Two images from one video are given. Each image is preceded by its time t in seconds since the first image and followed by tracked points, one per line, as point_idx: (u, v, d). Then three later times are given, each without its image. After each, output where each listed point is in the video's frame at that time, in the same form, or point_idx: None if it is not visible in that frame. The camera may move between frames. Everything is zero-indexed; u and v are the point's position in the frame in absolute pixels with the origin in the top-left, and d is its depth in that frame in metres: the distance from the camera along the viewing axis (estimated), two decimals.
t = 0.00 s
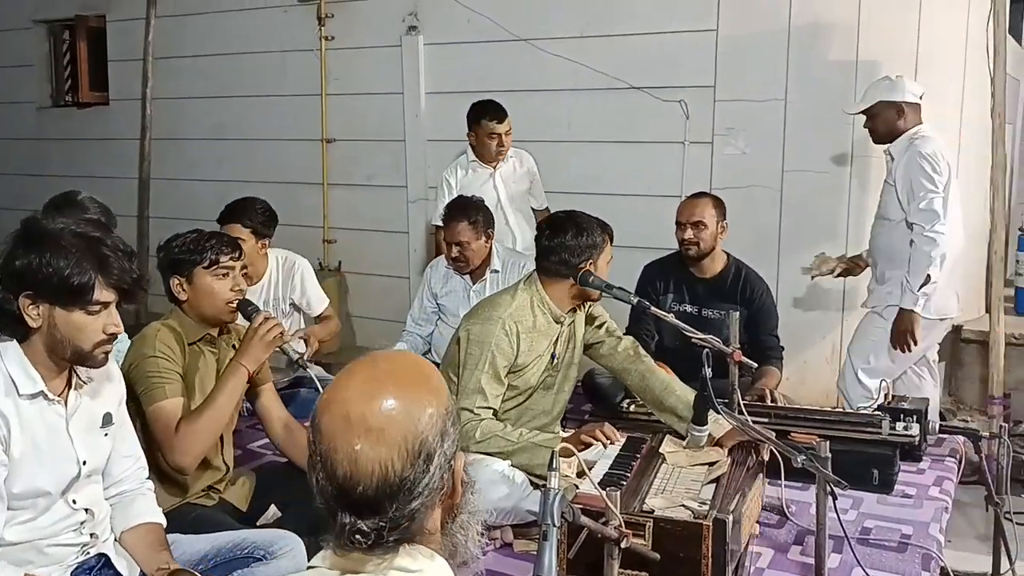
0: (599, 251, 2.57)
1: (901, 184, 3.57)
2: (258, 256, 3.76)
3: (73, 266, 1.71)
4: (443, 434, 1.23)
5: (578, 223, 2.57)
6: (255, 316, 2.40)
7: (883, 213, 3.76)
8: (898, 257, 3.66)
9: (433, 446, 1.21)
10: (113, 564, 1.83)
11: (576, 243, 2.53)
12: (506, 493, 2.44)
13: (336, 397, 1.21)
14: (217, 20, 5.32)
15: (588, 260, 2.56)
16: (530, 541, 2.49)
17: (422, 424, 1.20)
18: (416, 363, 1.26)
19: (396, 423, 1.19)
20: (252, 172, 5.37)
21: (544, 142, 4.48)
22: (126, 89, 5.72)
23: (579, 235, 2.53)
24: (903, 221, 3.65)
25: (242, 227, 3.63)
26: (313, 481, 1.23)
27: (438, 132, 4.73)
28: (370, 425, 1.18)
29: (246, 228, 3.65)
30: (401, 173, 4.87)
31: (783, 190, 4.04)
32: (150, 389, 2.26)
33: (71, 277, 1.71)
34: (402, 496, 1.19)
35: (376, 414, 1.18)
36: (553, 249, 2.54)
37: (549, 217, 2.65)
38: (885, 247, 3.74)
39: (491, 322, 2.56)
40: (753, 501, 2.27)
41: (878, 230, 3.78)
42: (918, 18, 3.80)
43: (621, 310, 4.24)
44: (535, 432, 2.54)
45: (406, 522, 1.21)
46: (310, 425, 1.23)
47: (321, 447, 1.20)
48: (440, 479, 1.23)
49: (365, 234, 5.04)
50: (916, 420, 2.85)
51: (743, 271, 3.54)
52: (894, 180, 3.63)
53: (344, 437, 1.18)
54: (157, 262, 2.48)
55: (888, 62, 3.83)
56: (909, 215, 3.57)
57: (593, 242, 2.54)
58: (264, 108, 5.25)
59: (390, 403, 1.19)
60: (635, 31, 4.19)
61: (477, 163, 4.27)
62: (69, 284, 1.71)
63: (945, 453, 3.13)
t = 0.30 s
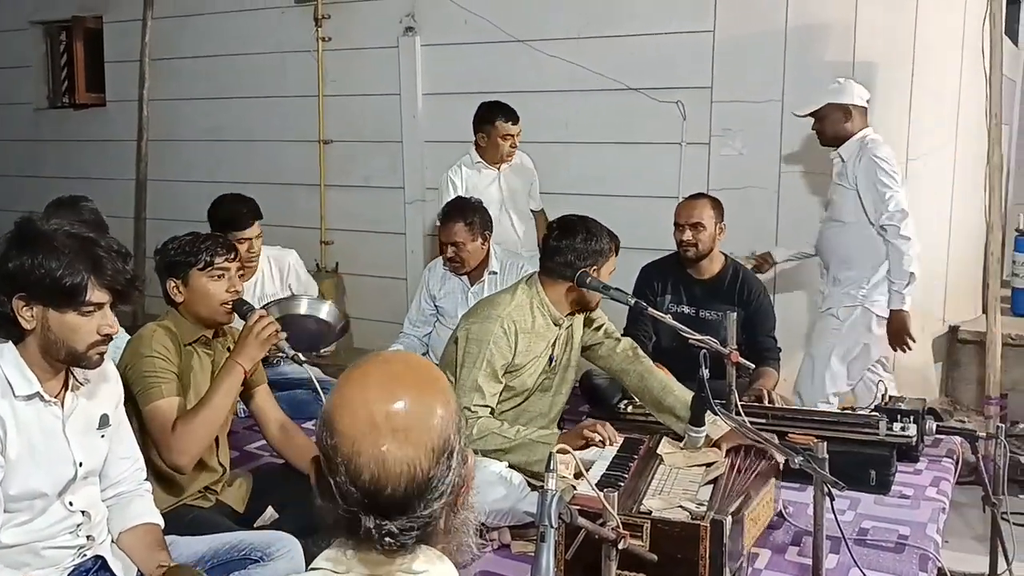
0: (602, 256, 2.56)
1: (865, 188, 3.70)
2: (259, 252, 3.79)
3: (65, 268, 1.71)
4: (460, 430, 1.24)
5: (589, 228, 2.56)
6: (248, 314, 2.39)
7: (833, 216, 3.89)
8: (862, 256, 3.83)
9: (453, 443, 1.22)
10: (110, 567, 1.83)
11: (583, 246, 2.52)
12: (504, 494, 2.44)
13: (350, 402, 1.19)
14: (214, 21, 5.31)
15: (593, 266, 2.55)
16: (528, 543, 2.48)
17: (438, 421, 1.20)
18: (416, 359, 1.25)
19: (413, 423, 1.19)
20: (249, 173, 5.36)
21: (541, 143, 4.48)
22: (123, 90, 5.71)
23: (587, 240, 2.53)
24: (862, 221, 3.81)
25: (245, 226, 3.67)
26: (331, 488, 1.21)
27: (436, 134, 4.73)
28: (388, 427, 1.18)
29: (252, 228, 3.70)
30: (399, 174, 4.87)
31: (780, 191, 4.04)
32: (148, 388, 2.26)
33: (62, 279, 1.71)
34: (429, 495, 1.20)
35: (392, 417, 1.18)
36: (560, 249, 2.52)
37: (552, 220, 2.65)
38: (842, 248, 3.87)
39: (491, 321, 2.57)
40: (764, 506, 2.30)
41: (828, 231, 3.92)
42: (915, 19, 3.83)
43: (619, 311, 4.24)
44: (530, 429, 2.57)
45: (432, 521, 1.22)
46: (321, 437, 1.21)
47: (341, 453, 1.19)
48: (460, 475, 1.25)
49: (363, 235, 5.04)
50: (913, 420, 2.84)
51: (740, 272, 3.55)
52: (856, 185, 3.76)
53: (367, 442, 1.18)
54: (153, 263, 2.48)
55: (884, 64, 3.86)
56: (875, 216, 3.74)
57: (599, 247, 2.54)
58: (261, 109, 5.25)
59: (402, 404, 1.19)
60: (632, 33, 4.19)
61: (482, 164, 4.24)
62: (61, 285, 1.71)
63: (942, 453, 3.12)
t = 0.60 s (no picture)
0: (599, 255, 2.56)
1: (834, 182, 3.73)
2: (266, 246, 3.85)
3: (61, 268, 1.71)
4: (466, 429, 1.25)
5: (584, 228, 2.56)
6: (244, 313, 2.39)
7: (795, 207, 3.91)
8: (821, 249, 3.87)
9: (460, 441, 1.23)
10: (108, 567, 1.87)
11: (579, 245, 2.53)
12: (502, 494, 2.44)
13: (356, 403, 1.19)
14: (212, 21, 5.31)
15: (591, 265, 2.56)
16: (527, 543, 2.48)
17: (444, 421, 1.20)
18: (419, 360, 1.26)
19: (420, 424, 1.19)
20: (248, 173, 5.36)
21: (540, 143, 4.48)
22: (122, 90, 5.70)
23: (581, 238, 2.53)
24: (827, 214, 3.84)
25: (258, 217, 3.72)
26: (338, 491, 1.20)
27: (435, 134, 4.73)
28: (396, 428, 1.18)
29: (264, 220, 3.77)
30: (398, 175, 4.87)
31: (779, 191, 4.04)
32: (146, 388, 2.25)
33: (60, 279, 1.71)
34: (438, 494, 1.20)
35: (399, 418, 1.18)
36: (557, 250, 2.52)
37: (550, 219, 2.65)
38: (801, 240, 3.91)
39: (490, 321, 2.57)
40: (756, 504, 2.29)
41: (789, 221, 3.95)
42: (913, 21, 3.88)
43: (618, 311, 4.24)
44: (529, 428, 2.58)
45: (442, 520, 1.22)
46: (328, 442, 1.21)
47: (349, 455, 1.18)
48: (466, 473, 1.25)
49: (361, 235, 5.04)
50: (912, 420, 2.84)
51: (740, 273, 3.55)
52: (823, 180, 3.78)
53: (375, 443, 1.18)
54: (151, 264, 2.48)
55: (882, 64, 3.87)
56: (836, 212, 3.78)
57: (594, 244, 2.55)
58: (259, 109, 5.24)
59: (407, 405, 1.19)
60: (631, 33, 4.19)
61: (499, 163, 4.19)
62: (58, 285, 1.71)
63: (941, 453, 3.11)
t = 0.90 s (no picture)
0: (590, 253, 2.56)
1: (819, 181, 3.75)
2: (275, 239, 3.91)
3: (56, 269, 1.71)
4: (479, 433, 1.25)
5: (573, 226, 2.56)
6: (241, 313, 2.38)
7: (776, 206, 3.93)
8: (808, 248, 3.89)
9: (474, 445, 1.23)
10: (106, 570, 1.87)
11: (567, 244, 2.53)
12: (500, 496, 2.43)
13: (371, 405, 1.20)
14: (211, 23, 5.31)
15: (582, 262, 2.55)
16: (525, 545, 2.47)
17: (458, 423, 1.21)
18: (432, 363, 1.27)
19: (434, 426, 1.19)
20: (246, 175, 5.36)
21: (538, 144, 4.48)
22: (120, 92, 5.70)
23: (569, 237, 2.53)
24: (810, 211, 3.87)
25: (265, 209, 3.76)
26: (351, 492, 1.20)
27: (434, 135, 4.73)
28: (411, 430, 1.19)
29: (272, 212, 3.81)
30: (396, 176, 4.87)
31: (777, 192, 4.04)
32: (145, 389, 2.25)
33: (55, 280, 1.71)
34: (451, 497, 1.20)
35: (414, 420, 1.19)
36: (546, 250, 2.54)
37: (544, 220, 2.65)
38: (785, 239, 3.92)
39: (485, 322, 2.56)
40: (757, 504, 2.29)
41: (769, 219, 3.96)
42: (910, 23, 3.88)
43: (616, 312, 4.24)
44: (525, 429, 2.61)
45: (454, 523, 1.22)
46: (341, 444, 1.21)
47: (364, 456, 1.18)
48: (479, 477, 1.25)
49: (359, 236, 5.03)
50: (910, 421, 2.84)
51: (738, 274, 3.55)
52: (810, 178, 3.79)
53: (390, 444, 1.18)
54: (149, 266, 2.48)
55: (880, 65, 3.87)
56: (825, 212, 3.79)
57: (582, 243, 2.53)
58: (258, 110, 5.24)
59: (421, 407, 1.19)
60: (629, 34, 4.19)
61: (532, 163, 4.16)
62: (53, 286, 1.71)
63: (939, 454, 3.12)
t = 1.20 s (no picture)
0: (591, 258, 2.54)
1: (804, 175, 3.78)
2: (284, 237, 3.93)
3: (49, 266, 1.72)
4: (487, 433, 1.26)
5: (573, 231, 2.54)
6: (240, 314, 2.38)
7: (756, 202, 3.94)
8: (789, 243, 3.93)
9: (482, 444, 1.24)
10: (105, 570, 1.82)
11: (567, 249, 2.50)
12: (499, 497, 2.44)
13: (382, 400, 1.20)
14: (210, 25, 5.31)
15: (582, 266, 2.54)
16: (524, 546, 2.47)
17: (467, 422, 1.22)
18: (441, 364, 1.28)
19: (443, 424, 1.20)
20: (245, 176, 5.36)
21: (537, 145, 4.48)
22: (120, 93, 5.70)
23: (570, 242, 2.51)
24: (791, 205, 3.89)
25: (274, 206, 3.79)
26: (358, 488, 1.20)
27: (433, 137, 4.74)
28: (421, 427, 1.19)
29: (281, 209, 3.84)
30: (396, 177, 4.88)
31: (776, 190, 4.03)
32: (144, 390, 2.25)
33: (48, 277, 1.71)
34: (458, 495, 1.21)
35: (424, 417, 1.19)
36: (545, 254, 2.51)
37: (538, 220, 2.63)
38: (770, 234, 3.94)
39: (482, 324, 2.57)
40: (757, 505, 2.29)
41: (749, 214, 3.97)
42: (910, 24, 3.89)
43: (616, 313, 4.24)
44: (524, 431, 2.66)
45: (461, 522, 1.22)
46: (350, 439, 1.21)
47: (373, 451, 1.18)
48: (486, 478, 1.26)
49: (358, 238, 5.04)
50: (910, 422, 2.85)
51: (738, 275, 3.55)
52: (795, 173, 3.81)
53: (400, 440, 1.18)
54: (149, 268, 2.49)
55: (879, 66, 3.88)
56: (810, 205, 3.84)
57: (583, 248, 2.52)
58: (257, 112, 5.24)
59: (431, 405, 1.20)
60: (629, 36, 4.19)
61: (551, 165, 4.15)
62: (46, 284, 1.71)
63: (938, 455, 3.12)
